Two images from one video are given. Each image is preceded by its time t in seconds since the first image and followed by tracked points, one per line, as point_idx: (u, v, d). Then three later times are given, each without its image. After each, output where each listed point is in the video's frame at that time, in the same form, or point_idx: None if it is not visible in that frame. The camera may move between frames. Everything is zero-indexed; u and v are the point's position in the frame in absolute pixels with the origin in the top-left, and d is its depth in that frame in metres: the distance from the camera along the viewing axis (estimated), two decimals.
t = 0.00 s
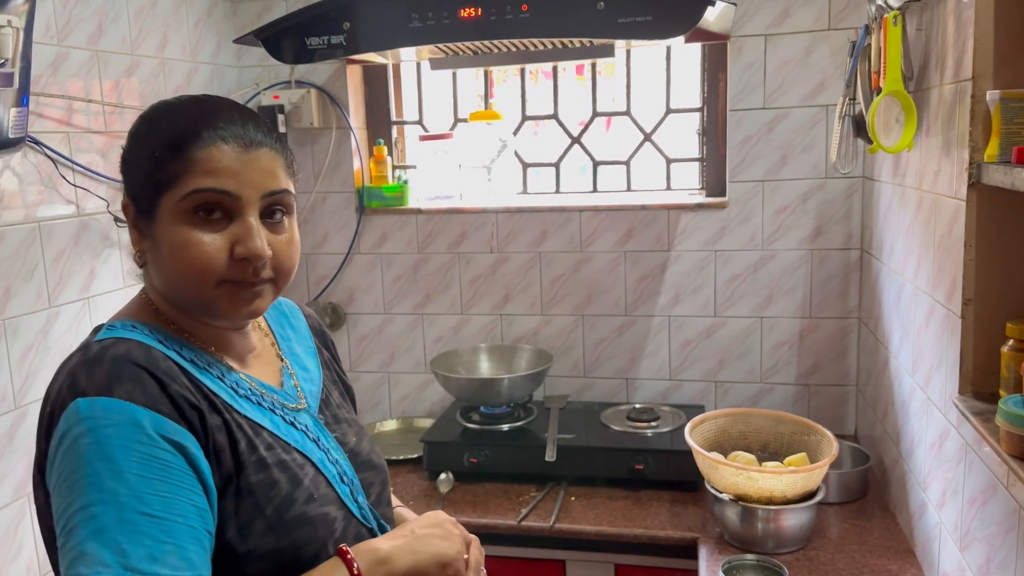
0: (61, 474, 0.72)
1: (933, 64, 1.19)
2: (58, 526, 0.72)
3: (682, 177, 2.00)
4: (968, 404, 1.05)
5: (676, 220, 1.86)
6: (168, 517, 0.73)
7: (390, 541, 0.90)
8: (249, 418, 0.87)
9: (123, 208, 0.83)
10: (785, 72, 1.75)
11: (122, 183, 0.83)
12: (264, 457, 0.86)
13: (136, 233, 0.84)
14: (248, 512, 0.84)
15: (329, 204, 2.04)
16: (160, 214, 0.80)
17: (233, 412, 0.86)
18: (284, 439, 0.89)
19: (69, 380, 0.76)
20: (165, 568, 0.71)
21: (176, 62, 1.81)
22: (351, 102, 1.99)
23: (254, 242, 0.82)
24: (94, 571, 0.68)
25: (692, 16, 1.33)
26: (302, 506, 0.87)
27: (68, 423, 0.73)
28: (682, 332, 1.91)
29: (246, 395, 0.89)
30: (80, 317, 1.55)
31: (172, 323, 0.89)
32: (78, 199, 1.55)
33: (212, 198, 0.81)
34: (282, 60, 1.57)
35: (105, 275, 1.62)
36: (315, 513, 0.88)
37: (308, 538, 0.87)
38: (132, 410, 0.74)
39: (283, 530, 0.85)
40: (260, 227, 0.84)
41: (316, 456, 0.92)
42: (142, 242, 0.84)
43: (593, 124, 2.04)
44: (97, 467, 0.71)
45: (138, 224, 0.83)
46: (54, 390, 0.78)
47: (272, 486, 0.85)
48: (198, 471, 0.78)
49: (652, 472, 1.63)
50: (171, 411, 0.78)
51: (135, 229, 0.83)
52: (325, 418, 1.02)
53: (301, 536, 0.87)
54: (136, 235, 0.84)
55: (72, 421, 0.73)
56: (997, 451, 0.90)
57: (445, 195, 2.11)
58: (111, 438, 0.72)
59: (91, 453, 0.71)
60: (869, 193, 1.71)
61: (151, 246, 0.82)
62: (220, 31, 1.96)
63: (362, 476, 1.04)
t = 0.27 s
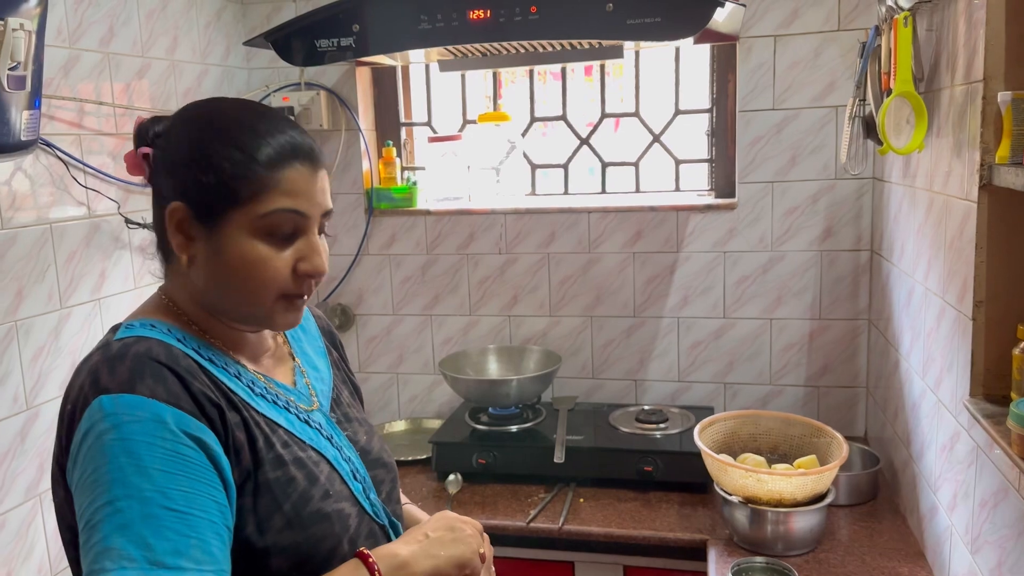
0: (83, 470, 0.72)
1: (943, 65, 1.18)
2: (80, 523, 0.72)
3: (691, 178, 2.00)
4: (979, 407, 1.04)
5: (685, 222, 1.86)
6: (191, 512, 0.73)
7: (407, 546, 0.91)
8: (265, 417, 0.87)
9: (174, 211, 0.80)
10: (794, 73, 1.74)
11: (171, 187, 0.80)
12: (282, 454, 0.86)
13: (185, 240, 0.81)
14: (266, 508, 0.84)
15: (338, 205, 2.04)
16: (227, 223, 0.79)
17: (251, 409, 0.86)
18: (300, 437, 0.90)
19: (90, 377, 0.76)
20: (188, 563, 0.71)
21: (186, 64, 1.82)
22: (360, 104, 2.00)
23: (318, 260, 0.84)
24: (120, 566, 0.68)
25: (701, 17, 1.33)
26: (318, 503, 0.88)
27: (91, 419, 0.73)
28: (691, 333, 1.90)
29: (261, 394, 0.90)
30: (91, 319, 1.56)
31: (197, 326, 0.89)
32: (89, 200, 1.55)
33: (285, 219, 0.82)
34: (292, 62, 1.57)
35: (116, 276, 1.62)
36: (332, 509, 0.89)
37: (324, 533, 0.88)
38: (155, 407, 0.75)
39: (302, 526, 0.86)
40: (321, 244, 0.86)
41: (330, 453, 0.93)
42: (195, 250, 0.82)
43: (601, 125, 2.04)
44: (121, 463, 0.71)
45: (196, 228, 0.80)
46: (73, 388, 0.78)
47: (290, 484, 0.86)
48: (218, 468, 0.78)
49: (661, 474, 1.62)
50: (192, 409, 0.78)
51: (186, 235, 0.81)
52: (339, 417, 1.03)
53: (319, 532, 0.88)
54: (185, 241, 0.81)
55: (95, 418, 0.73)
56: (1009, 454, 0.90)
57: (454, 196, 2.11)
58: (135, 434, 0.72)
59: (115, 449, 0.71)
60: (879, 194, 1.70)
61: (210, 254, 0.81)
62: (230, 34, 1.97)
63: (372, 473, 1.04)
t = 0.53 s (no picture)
0: (104, 478, 0.74)
1: (952, 65, 1.18)
2: (101, 530, 0.74)
3: (698, 179, 2.00)
4: (989, 408, 1.04)
5: (692, 222, 1.85)
6: (210, 521, 0.75)
7: (418, 559, 0.93)
8: (284, 420, 0.90)
9: (220, 222, 0.82)
10: (802, 72, 1.74)
11: (211, 196, 0.82)
12: (301, 458, 0.89)
13: (231, 249, 0.84)
14: (288, 512, 0.87)
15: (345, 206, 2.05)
16: (280, 229, 0.83)
17: (271, 413, 0.89)
18: (317, 439, 0.93)
19: (113, 383, 0.77)
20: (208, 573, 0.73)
21: (194, 66, 1.83)
22: (367, 105, 2.00)
23: (355, 260, 0.91)
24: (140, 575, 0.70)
25: (709, 17, 1.33)
26: (337, 506, 0.91)
27: (114, 427, 0.74)
28: (699, 334, 1.90)
29: (279, 396, 0.92)
30: (100, 319, 1.57)
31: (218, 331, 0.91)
32: (98, 201, 1.56)
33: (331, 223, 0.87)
34: (300, 63, 1.57)
35: (124, 276, 1.63)
36: (350, 511, 0.92)
37: (344, 537, 0.91)
38: (177, 415, 0.76)
39: (322, 529, 0.89)
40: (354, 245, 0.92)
41: (346, 453, 0.96)
42: (242, 259, 0.85)
43: (608, 126, 2.04)
44: (143, 472, 0.73)
45: (243, 235, 0.83)
46: (93, 393, 0.79)
47: (310, 486, 0.89)
48: (237, 475, 0.80)
49: (669, 475, 1.62)
50: (212, 416, 0.80)
51: (231, 245, 0.83)
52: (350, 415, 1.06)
53: (339, 535, 0.91)
54: (231, 250, 0.84)
55: (117, 426, 0.74)
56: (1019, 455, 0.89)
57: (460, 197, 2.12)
58: (157, 443, 0.74)
59: (137, 459, 0.73)
60: (887, 194, 1.70)
61: (257, 259, 0.84)
62: (238, 35, 1.98)
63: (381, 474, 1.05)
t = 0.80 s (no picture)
0: (165, 472, 0.75)
1: (956, 64, 1.18)
2: (160, 522, 0.75)
3: (701, 179, 1.99)
4: (993, 409, 1.04)
5: (695, 222, 1.85)
6: (265, 520, 0.75)
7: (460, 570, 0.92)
8: (340, 421, 0.90)
9: (291, 224, 0.82)
10: (805, 72, 1.74)
11: (281, 198, 0.82)
12: (356, 458, 0.89)
13: (300, 250, 0.85)
14: (342, 511, 0.87)
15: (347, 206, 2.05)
16: (349, 231, 0.85)
17: (328, 413, 0.88)
18: (371, 438, 0.93)
19: (178, 380, 0.78)
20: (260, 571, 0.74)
21: (196, 66, 1.83)
22: (369, 105, 2.00)
23: (412, 261, 0.92)
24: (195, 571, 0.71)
25: (711, 17, 1.32)
26: (390, 505, 0.91)
27: (176, 423, 0.75)
28: (702, 334, 1.90)
29: (335, 395, 0.92)
30: (102, 320, 1.57)
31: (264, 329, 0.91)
32: (100, 202, 1.56)
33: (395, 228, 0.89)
34: (302, 64, 1.57)
35: (126, 277, 1.63)
36: (404, 510, 0.93)
37: (395, 536, 0.91)
38: (238, 414, 0.77)
39: (377, 529, 0.90)
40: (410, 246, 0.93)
41: (397, 453, 0.96)
42: (310, 260, 0.85)
43: (611, 126, 2.04)
44: (202, 469, 0.73)
45: (313, 236, 0.84)
46: (158, 387, 0.80)
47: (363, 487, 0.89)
48: (293, 475, 0.81)
49: (672, 475, 1.62)
50: (272, 414, 0.81)
51: (300, 246, 0.84)
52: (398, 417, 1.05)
53: (391, 535, 0.91)
54: (300, 251, 0.85)
55: (180, 422, 0.75)
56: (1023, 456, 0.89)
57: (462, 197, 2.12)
58: (217, 441, 0.75)
59: (198, 456, 0.74)
60: (890, 194, 1.69)
61: (326, 259, 0.85)
62: (240, 36, 1.98)
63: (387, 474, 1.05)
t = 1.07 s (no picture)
0: (289, 437, 0.74)
1: (951, 63, 1.17)
2: (283, 485, 0.75)
3: (698, 178, 1.99)
4: (989, 408, 1.03)
5: (691, 221, 1.85)
6: (383, 488, 0.74)
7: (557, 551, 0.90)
8: (448, 401, 0.87)
9: (411, 211, 0.82)
10: (801, 71, 1.74)
11: (401, 187, 0.82)
12: (461, 438, 0.86)
13: (418, 237, 0.84)
14: (447, 487, 0.84)
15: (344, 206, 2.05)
16: (465, 219, 0.84)
17: (435, 393, 0.86)
18: (474, 422, 0.90)
19: (303, 352, 0.78)
20: (377, 536, 0.73)
21: (192, 66, 1.82)
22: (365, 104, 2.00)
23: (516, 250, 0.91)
24: (318, 531, 0.71)
25: (706, 16, 1.32)
26: (491, 486, 0.88)
27: (302, 391, 0.75)
28: (698, 333, 1.90)
29: (442, 377, 0.89)
30: (98, 321, 1.56)
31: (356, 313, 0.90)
32: (96, 202, 1.56)
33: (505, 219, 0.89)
34: (297, 63, 1.57)
35: (122, 277, 1.63)
36: (502, 492, 0.89)
37: (495, 516, 0.88)
38: (360, 385, 0.76)
39: (475, 506, 0.86)
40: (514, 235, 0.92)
41: (497, 439, 0.92)
42: (428, 245, 0.85)
43: (608, 125, 2.04)
44: (327, 436, 0.73)
45: (430, 223, 0.83)
46: (282, 359, 0.80)
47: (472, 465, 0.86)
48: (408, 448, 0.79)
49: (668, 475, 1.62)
50: (390, 389, 0.79)
51: (419, 232, 0.84)
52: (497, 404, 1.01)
53: (492, 513, 0.88)
54: (419, 237, 0.84)
55: (305, 390, 0.75)
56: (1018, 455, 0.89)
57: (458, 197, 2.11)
58: (343, 410, 0.74)
59: (323, 423, 0.73)
60: (887, 193, 1.69)
61: (441, 247, 0.85)
62: (236, 35, 1.97)
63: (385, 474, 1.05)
